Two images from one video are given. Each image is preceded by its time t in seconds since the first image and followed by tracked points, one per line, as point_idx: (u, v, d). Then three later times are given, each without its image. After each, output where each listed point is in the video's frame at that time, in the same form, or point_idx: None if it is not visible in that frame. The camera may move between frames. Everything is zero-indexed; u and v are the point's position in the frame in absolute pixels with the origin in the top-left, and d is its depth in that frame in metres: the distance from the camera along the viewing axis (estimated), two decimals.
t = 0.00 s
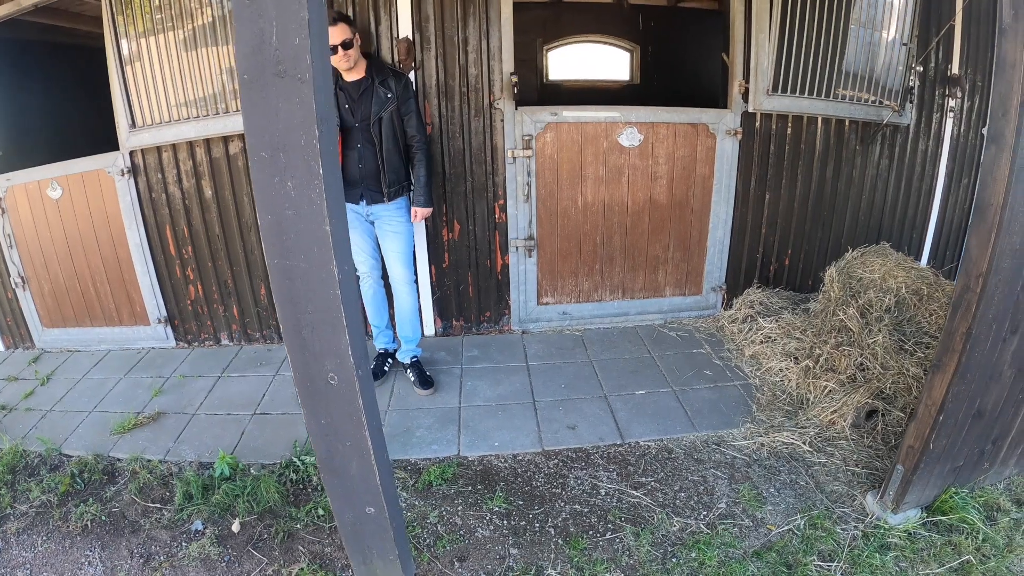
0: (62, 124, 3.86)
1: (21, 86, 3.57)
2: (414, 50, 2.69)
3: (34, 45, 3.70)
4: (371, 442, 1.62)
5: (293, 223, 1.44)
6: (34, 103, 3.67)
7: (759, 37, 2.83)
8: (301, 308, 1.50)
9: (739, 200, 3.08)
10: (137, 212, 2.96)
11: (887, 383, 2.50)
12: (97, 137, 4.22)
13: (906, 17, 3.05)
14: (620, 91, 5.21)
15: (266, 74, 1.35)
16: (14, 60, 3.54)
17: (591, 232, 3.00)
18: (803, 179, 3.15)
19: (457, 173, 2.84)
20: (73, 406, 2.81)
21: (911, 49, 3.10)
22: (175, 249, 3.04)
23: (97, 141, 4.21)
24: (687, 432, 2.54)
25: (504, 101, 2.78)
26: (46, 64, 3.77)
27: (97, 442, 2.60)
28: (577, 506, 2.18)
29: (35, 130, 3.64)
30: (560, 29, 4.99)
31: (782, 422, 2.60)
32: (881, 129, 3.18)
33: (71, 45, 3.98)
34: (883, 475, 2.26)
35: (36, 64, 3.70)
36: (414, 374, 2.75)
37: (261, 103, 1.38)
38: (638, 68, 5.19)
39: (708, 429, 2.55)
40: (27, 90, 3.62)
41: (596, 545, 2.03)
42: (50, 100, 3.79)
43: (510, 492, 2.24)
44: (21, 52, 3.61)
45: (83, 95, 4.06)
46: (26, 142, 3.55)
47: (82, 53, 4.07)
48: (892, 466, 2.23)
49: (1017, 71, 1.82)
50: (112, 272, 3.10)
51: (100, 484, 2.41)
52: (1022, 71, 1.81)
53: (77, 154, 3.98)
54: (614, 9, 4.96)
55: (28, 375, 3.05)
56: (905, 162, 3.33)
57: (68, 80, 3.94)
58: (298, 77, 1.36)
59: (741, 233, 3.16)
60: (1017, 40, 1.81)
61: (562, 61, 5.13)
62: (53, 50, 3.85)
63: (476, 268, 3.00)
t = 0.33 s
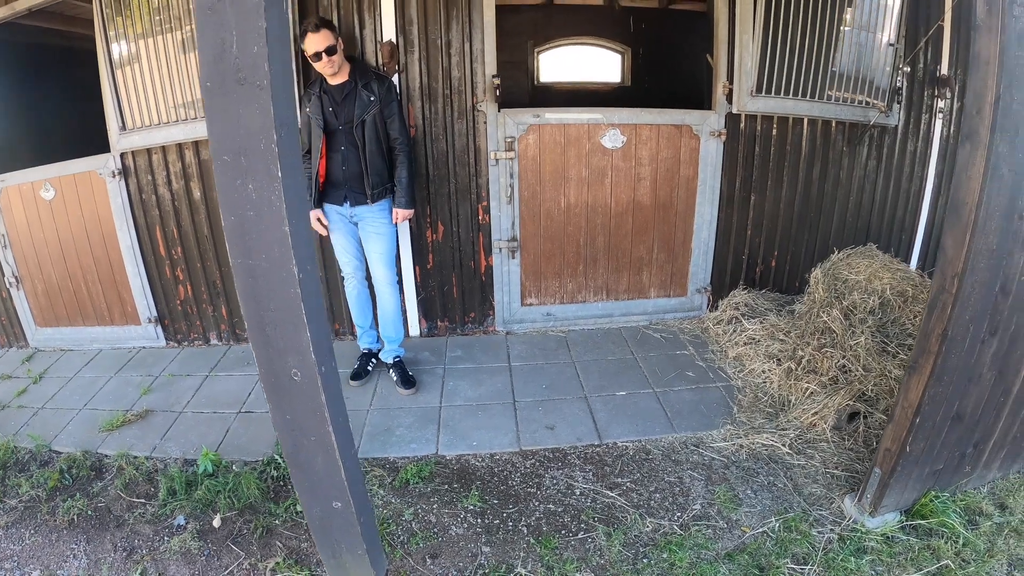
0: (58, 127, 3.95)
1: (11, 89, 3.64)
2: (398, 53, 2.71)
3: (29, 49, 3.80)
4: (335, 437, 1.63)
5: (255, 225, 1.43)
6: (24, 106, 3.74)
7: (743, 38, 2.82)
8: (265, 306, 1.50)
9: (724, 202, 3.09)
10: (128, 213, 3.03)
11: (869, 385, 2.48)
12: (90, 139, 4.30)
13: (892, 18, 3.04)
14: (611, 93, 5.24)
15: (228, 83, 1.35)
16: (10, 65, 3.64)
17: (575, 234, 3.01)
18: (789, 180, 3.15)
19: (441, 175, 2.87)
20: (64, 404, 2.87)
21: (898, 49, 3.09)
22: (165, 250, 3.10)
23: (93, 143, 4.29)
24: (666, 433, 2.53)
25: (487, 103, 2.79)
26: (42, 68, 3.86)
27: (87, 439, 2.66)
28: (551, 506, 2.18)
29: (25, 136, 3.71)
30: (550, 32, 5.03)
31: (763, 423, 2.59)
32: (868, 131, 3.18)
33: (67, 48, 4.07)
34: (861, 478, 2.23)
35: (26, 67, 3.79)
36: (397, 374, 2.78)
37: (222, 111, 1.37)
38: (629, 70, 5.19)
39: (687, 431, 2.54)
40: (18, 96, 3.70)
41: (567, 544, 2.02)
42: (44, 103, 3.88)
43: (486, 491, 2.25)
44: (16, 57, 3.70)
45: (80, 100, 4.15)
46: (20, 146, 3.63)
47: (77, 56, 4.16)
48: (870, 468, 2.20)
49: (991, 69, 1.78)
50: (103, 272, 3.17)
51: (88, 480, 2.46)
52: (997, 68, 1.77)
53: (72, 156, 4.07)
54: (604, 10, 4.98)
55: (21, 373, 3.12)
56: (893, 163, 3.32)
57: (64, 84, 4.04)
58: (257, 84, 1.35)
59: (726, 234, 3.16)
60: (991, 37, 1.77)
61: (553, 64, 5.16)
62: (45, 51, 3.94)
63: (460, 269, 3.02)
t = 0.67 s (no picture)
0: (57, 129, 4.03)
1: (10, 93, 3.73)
2: (386, 56, 2.72)
3: (26, 51, 3.87)
4: (312, 433, 1.62)
5: (230, 227, 1.40)
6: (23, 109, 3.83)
7: (730, 40, 2.82)
8: (240, 303, 1.47)
9: (713, 203, 3.09)
10: (122, 214, 3.09)
11: (854, 387, 2.47)
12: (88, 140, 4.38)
13: (880, 19, 3.03)
14: (604, 95, 5.26)
15: (203, 90, 1.32)
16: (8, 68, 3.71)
17: (562, 236, 3.03)
18: (778, 183, 3.15)
19: (430, 177, 2.89)
20: (59, 401, 2.93)
21: (888, 50, 3.07)
22: (159, 250, 3.16)
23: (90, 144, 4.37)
24: (650, 433, 2.54)
25: (475, 106, 2.81)
26: (39, 70, 3.94)
27: (80, 436, 2.71)
28: (531, 504, 2.19)
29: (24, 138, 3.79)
30: (544, 34, 5.06)
31: (748, 425, 2.59)
32: (858, 132, 3.18)
33: (64, 50, 4.14)
34: (844, 479, 2.20)
35: (24, 70, 3.86)
36: (385, 374, 2.80)
37: (199, 119, 1.34)
38: (622, 72, 5.21)
39: (671, 431, 2.54)
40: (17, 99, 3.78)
41: (546, 543, 2.03)
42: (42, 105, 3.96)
43: (468, 489, 2.26)
44: (15, 61, 3.78)
45: (78, 101, 4.23)
46: (19, 148, 3.72)
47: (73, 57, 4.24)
48: (852, 470, 2.17)
49: (968, 68, 1.69)
50: (99, 272, 3.23)
51: (80, 476, 2.51)
52: (974, 68, 1.68)
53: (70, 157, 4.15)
54: (598, 13, 5.01)
55: (17, 372, 3.18)
56: (884, 165, 3.32)
57: (62, 88, 4.12)
58: (233, 92, 1.32)
59: (715, 235, 3.17)
60: (968, 37, 1.68)
61: (547, 66, 5.19)
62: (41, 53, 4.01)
63: (449, 270, 3.05)
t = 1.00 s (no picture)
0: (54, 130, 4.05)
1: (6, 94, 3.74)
2: (382, 58, 2.71)
3: (21, 51, 3.87)
4: (299, 435, 1.61)
5: (217, 229, 1.40)
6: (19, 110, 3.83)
7: (726, 42, 2.81)
8: (227, 305, 1.46)
9: (709, 205, 3.08)
10: (119, 215, 3.10)
11: (850, 390, 2.45)
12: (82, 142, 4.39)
13: (878, 20, 3.01)
14: (602, 97, 5.24)
15: (189, 92, 1.32)
16: (6, 70, 3.73)
17: (558, 237, 3.03)
18: (775, 184, 3.14)
19: (425, 178, 2.88)
20: (56, 402, 2.94)
21: (885, 51, 3.06)
22: (156, 252, 3.18)
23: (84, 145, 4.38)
24: (644, 436, 2.52)
25: (470, 107, 2.80)
26: (34, 71, 3.94)
27: (76, 436, 2.72)
28: (523, 507, 2.18)
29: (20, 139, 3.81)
30: (542, 36, 5.06)
31: (743, 428, 2.57)
32: (855, 133, 3.16)
33: (58, 51, 4.14)
34: (839, 483, 2.18)
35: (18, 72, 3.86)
36: (379, 376, 2.80)
37: (185, 121, 1.33)
38: (620, 74, 5.21)
39: (666, 434, 2.53)
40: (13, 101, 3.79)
41: (538, 546, 2.02)
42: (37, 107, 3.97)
43: (460, 492, 2.25)
44: (14, 62, 3.81)
45: (73, 103, 4.23)
46: (18, 150, 3.74)
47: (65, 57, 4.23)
48: (846, 474, 2.14)
49: (963, 68, 1.67)
50: (96, 273, 3.25)
51: (75, 476, 2.52)
52: (969, 67, 1.66)
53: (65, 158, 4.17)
54: (595, 15, 5.03)
55: (14, 372, 3.20)
56: (882, 166, 3.30)
57: (57, 90, 4.13)
58: (219, 95, 1.31)
59: (711, 237, 3.16)
60: (962, 36, 1.66)
61: (545, 68, 5.19)
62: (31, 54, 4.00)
63: (444, 272, 3.05)
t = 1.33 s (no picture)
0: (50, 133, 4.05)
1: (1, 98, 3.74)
2: (375, 60, 2.68)
3: (18, 54, 3.87)
4: (280, 445, 1.58)
5: (193, 234, 1.37)
6: (14, 114, 3.83)
7: (724, 42, 2.76)
8: (205, 311, 1.43)
9: (708, 208, 3.03)
10: (112, 218, 3.09)
11: (851, 397, 2.39)
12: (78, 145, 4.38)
13: (880, 20, 2.95)
14: (601, 99, 5.20)
15: (163, 93, 1.29)
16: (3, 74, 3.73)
17: (554, 241, 2.99)
18: (775, 187, 3.08)
19: (419, 182, 2.85)
20: (48, 406, 2.92)
21: (887, 51, 3.00)
22: (149, 256, 3.16)
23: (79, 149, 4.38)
24: (640, 444, 2.47)
25: (464, 110, 2.77)
26: (30, 75, 3.94)
27: (67, 441, 2.69)
28: (516, 517, 2.13)
29: (15, 143, 3.80)
30: (541, 38, 5.03)
31: (742, 436, 2.51)
32: (857, 135, 3.10)
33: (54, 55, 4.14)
34: (840, 494, 2.12)
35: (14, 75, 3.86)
36: (372, 382, 2.76)
37: (160, 124, 1.31)
38: (620, 76, 5.16)
39: (663, 442, 2.47)
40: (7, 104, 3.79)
41: (529, 558, 1.97)
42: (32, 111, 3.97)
43: (452, 501, 2.21)
44: (10, 66, 3.81)
45: (69, 107, 4.23)
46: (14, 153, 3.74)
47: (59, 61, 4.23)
48: (848, 485, 2.08)
49: (969, 65, 1.61)
50: (90, 277, 3.24)
51: (65, 482, 2.49)
52: (975, 63, 1.60)
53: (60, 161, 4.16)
54: (595, 17, 5.00)
55: (8, 376, 3.18)
56: (884, 168, 3.24)
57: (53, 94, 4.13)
58: (193, 96, 1.28)
59: (711, 241, 3.11)
60: (967, 31, 1.60)
61: (544, 70, 5.15)
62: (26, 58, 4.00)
63: (439, 276, 3.01)
